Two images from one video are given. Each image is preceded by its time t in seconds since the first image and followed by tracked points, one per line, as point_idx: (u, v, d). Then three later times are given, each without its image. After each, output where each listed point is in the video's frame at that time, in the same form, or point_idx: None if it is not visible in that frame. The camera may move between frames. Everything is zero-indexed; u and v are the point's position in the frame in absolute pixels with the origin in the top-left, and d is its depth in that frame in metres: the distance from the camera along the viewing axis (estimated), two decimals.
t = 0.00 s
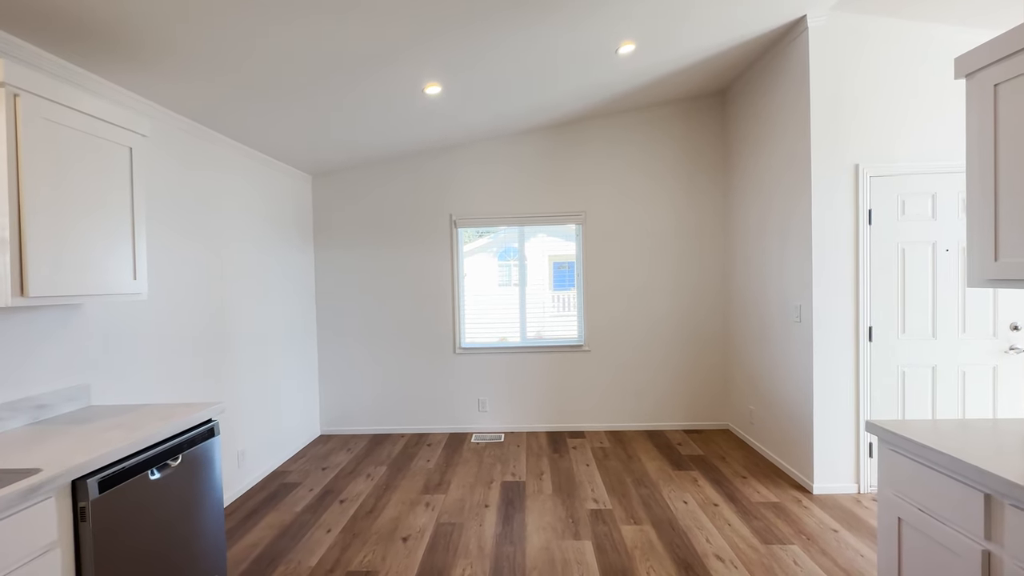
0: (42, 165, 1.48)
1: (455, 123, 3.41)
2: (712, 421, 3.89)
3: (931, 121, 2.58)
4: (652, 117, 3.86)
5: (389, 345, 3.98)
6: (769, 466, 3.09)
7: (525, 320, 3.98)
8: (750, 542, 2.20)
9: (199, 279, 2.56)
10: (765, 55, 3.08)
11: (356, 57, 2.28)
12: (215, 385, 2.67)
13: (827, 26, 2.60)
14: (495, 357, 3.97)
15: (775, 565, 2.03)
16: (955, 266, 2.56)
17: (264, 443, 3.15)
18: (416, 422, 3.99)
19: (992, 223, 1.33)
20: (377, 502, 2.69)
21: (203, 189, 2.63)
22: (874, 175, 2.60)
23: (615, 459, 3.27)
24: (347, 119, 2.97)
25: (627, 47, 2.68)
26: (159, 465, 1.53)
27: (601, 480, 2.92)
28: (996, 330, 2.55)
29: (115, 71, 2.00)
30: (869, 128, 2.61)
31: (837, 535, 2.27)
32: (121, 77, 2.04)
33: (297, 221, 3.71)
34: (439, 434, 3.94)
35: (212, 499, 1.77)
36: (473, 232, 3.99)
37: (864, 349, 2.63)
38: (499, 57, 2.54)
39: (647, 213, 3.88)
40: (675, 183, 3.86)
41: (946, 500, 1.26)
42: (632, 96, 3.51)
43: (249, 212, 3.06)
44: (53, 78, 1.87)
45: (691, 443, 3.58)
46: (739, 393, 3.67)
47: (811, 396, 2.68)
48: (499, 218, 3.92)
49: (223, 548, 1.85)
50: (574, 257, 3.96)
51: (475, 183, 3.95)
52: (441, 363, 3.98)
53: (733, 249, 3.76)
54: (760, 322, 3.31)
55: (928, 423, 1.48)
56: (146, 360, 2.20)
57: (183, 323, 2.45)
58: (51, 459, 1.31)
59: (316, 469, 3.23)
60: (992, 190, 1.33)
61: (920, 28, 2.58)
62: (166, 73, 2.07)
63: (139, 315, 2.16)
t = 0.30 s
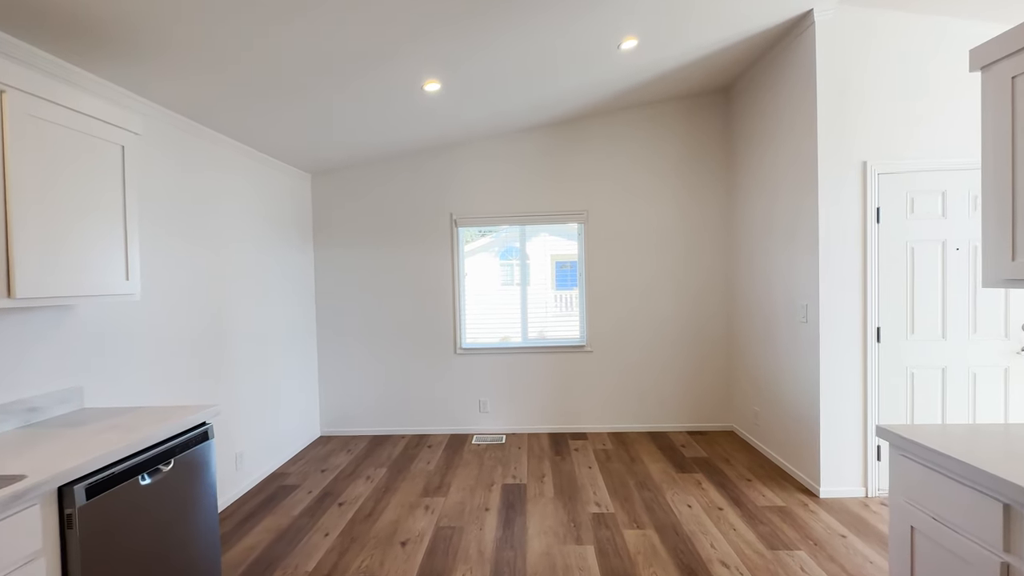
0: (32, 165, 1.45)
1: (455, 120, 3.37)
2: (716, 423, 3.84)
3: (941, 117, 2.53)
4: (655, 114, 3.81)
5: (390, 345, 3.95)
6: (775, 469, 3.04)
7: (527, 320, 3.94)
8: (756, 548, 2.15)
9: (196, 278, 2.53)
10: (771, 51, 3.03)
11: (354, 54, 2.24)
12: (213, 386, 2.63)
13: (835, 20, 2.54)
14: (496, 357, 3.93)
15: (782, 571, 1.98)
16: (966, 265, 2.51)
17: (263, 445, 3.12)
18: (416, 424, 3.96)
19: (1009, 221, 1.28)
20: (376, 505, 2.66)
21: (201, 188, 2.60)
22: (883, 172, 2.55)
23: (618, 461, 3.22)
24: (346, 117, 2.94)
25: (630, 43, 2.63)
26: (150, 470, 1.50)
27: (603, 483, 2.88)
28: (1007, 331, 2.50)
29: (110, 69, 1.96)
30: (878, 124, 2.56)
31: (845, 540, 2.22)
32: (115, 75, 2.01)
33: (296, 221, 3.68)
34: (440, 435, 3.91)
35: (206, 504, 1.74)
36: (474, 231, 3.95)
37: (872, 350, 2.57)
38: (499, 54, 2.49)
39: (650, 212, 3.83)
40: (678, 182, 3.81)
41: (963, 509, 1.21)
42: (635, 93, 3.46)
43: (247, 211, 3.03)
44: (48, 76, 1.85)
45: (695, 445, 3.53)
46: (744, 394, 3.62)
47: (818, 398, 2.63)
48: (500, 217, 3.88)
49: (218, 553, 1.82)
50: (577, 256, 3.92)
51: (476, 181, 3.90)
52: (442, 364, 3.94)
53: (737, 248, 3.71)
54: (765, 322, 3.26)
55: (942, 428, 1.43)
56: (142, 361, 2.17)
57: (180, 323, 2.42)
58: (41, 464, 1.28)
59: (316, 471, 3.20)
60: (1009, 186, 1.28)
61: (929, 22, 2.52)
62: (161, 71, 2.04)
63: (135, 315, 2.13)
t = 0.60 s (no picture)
0: (12, 164, 1.40)
1: (453, 118, 3.32)
2: (720, 425, 3.78)
3: (953, 113, 2.45)
4: (658, 111, 3.74)
5: (388, 346, 3.90)
6: (781, 473, 2.97)
7: (527, 320, 3.89)
8: (761, 556, 2.09)
9: (188, 279, 2.49)
10: (776, 45, 2.96)
11: (348, 50, 2.19)
12: (207, 388, 2.59)
13: (842, 13, 2.48)
14: (496, 358, 3.88)
15: None
16: (978, 264, 2.43)
17: (259, 447, 3.08)
18: (415, 425, 3.91)
19: None
20: (372, 510, 2.61)
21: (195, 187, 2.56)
22: (892, 169, 2.48)
23: (619, 465, 3.16)
24: (343, 115, 2.89)
25: (631, 37, 2.57)
26: (133, 478, 1.45)
27: (604, 487, 2.82)
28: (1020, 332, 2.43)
29: (98, 67, 1.92)
30: (887, 119, 2.49)
31: (853, 549, 2.15)
32: (104, 73, 1.96)
33: (293, 220, 3.63)
34: (439, 437, 3.86)
35: (195, 511, 1.69)
36: (475, 231, 3.90)
37: (881, 352, 2.50)
38: (497, 49, 2.44)
39: (653, 210, 3.77)
40: (681, 180, 3.74)
41: (979, 523, 1.15)
42: (637, 89, 3.40)
43: (242, 210, 2.98)
44: (40, 75, 1.82)
45: (699, 448, 3.46)
46: (748, 397, 3.55)
47: (825, 401, 2.56)
48: (501, 216, 3.82)
49: (207, 560, 1.77)
50: (579, 256, 3.86)
51: (476, 180, 3.85)
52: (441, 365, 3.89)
53: (742, 247, 3.64)
54: (771, 323, 3.18)
55: (957, 436, 1.37)
56: (132, 364, 2.13)
57: (172, 325, 2.38)
58: (17, 472, 1.23)
59: (313, 474, 3.16)
60: None
61: (940, 14, 2.45)
62: (150, 69, 2.00)
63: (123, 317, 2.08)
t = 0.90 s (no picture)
0: None
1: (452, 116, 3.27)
2: (724, 427, 3.71)
3: (965, 107, 2.38)
4: (660, 108, 3.68)
5: (387, 347, 3.86)
6: (786, 477, 2.91)
7: (528, 320, 3.83)
8: (765, 564, 2.03)
9: (181, 279, 2.45)
10: (782, 39, 2.89)
11: (341, 46, 2.14)
12: (200, 390, 2.55)
13: (850, 5, 2.40)
14: (496, 359, 3.82)
15: None
16: (991, 263, 2.36)
17: (255, 449, 3.04)
18: (415, 427, 3.87)
19: None
20: (368, 514, 2.57)
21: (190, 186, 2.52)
22: (902, 165, 2.40)
23: (620, 468, 3.11)
24: (339, 112, 2.84)
25: (632, 31, 2.51)
26: (114, 484, 1.41)
27: (605, 491, 2.76)
28: None
29: (87, 64, 1.88)
30: (896, 113, 2.41)
31: (861, 557, 2.09)
32: (92, 70, 1.93)
33: (291, 219, 3.60)
34: (439, 439, 3.81)
35: (183, 517, 1.65)
36: (475, 230, 3.85)
37: (890, 354, 2.43)
38: (494, 43, 2.38)
39: (655, 208, 3.70)
40: (684, 178, 3.68)
41: (993, 535, 1.09)
42: (638, 85, 3.34)
43: (239, 209, 2.95)
44: (30, 74, 1.78)
45: (702, 451, 3.40)
46: (753, 399, 3.48)
47: (832, 404, 2.49)
48: (501, 215, 3.77)
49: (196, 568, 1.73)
50: (580, 255, 3.80)
51: (475, 178, 3.80)
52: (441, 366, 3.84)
53: (746, 246, 3.57)
54: (776, 323, 3.12)
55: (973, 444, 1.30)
56: (122, 366, 2.09)
57: (164, 326, 2.34)
58: None
59: (309, 476, 3.12)
60: None
61: (952, 5, 2.37)
62: (140, 66, 1.96)
63: (113, 318, 2.04)
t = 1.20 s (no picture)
0: None
1: (451, 114, 3.23)
2: (728, 429, 3.65)
3: (976, 101, 2.31)
4: (663, 104, 3.62)
5: (387, 347, 3.83)
6: (791, 481, 2.84)
7: (529, 320, 3.79)
8: (769, 572, 1.97)
9: (175, 279, 2.43)
10: (787, 33, 2.83)
11: (334, 41, 2.11)
12: (195, 391, 2.53)
13: None
14: (496, 360, 3.78)
15: None
16: (1004, 262, 2.29)
17: (253, 450, 3.02)
18: (414, 428, 3.83)
19: None
20: (364, 516, 2.53)
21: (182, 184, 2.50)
22: (910, 161, 2.34)
23: (622, 471, 3.05)
24: (335, 110, 2.81)
25: (633, 25, 2.46)
26: (98, 488, 1.37)
27: (605, 495, 2.71)
28: None
29: (77, 61, 1.86)
30: (905, 108, 2.35)
31: (868, 565, 2.03)
32: (82, 67, 1.90)
33: (290, 219, 3.57)
34: (438, 440, 3.78)
35: (171, 521, 1.61)
36: (476, 229, 3.82)
37: (899, 355, 2.37)
38: (491, 37, 2.34)
39: (658, 207, 3.65)
40: (687, 175, 3.62)
41: (1004, 546, 1.03)
42: (640, 82, 3.28)
43: (235, 208, 2.92)
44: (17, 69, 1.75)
45: (705, 453, 3.34)
46: (757, 401, 3.42)
47: (838, 407, 2.43)
48: (502, 214, 3.73)
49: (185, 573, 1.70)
50: (582, 254, 3.75)
51: (476, 177, 3.76)
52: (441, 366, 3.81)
53: (750, 245, 3.51)
54: (781, 324, 3.05)
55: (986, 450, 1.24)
56: (113, 367, 2.06)
57: (158, 326, 2.32)
58: None
59: (307, 478, 3.09)
60: None
61: None
62: (130, 62, 1.93)
63: (104, 318, 2.02)
